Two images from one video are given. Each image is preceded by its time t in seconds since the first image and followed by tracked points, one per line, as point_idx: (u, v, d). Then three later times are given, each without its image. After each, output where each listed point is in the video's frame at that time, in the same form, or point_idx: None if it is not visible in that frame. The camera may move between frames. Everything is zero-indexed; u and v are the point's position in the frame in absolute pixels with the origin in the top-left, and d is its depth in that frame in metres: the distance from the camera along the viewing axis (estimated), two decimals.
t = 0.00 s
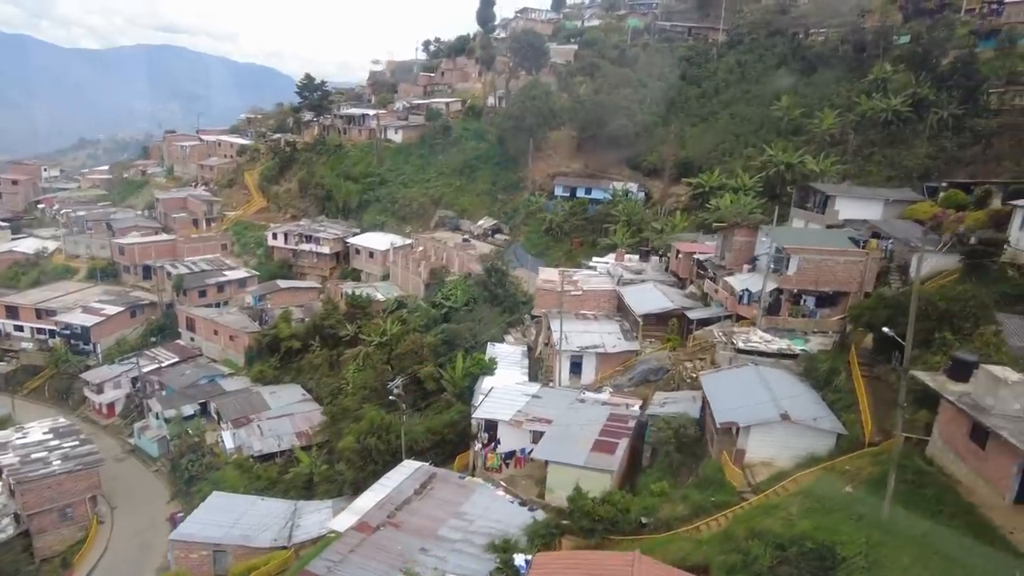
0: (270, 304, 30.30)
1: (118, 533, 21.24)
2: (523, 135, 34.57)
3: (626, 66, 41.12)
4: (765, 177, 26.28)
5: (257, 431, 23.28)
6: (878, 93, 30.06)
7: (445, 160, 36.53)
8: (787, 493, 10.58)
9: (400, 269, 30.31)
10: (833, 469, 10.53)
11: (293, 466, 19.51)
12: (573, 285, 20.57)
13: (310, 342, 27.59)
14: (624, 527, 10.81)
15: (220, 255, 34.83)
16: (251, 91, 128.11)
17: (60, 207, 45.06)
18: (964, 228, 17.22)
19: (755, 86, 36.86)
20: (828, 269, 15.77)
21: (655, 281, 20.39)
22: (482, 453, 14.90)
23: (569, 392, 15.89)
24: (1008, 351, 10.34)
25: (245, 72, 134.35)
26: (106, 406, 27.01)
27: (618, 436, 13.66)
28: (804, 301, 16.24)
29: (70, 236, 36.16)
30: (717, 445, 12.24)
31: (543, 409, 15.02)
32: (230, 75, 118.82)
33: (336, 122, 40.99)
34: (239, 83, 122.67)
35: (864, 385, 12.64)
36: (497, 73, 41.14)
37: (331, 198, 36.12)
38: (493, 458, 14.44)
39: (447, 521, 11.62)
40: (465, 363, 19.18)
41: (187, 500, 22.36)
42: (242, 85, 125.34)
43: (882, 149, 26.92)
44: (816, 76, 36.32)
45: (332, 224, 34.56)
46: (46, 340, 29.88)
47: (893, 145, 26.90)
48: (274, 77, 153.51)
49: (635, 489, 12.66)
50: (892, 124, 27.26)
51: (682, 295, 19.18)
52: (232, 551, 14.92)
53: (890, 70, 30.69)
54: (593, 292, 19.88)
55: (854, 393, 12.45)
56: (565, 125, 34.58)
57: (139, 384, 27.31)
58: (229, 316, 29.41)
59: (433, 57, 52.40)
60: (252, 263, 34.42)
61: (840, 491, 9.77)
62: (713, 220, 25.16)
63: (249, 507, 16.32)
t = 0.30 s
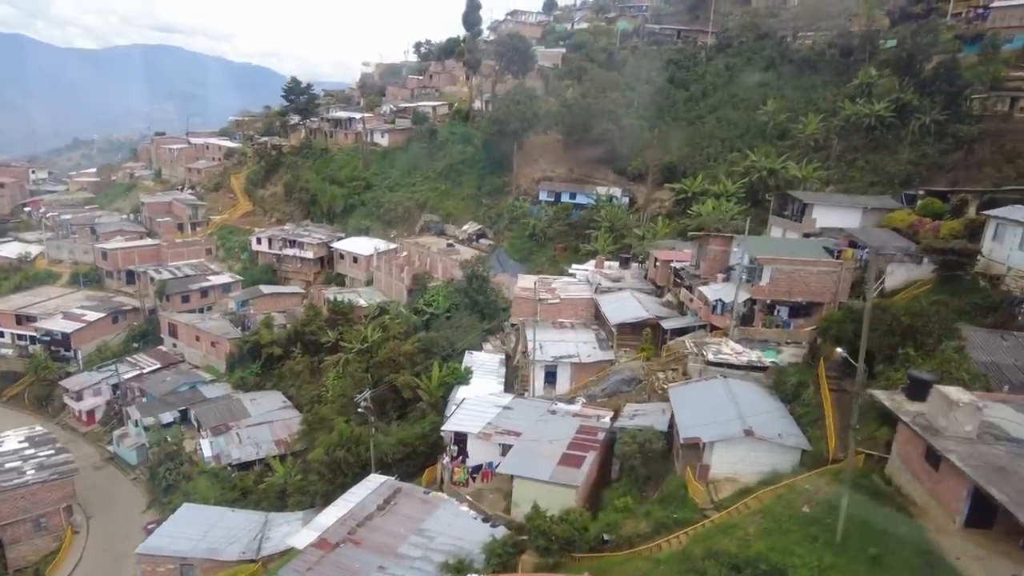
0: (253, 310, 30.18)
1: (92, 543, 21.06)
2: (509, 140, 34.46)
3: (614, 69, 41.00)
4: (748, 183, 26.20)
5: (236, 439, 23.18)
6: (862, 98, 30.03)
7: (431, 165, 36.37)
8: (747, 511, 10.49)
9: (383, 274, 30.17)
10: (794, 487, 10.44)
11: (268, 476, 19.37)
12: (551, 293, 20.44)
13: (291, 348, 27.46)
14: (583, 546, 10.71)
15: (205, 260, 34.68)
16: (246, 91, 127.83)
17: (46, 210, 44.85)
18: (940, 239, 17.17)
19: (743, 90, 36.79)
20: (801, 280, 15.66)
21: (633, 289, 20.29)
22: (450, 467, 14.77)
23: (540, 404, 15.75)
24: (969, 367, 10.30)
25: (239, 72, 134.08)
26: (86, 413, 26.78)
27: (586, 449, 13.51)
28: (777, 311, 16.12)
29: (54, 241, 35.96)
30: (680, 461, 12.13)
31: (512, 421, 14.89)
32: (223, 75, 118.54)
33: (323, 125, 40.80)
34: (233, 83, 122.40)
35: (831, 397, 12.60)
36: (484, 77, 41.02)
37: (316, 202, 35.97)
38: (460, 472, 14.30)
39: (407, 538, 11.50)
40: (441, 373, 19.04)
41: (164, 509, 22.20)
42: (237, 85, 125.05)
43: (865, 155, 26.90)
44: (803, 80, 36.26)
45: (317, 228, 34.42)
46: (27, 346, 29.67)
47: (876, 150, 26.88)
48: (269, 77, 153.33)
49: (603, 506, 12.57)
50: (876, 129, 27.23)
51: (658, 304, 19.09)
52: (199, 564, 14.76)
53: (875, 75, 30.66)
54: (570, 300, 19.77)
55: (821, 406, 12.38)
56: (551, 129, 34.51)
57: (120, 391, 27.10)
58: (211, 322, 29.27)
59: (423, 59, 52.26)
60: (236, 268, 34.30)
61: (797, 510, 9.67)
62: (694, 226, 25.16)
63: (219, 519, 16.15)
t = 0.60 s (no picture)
0: (233, 316, 30.06)
1: (63, 555, 20.82)
2: (493, 145, 34.35)
3: (601, 74, 40.90)
4: (728, 189, 26.16)
5: (212, 448, 22.99)
6: (845, 104, 30.03)
7: (415, 169, 36.16)
8: (705, 531, 10.39)
9: (364, 281, 29.98)
10: (752, 507, 10.34)
11: (240, 488, 19.20)
12: (526, 302, 20.34)
13: (270, 355, 27.32)
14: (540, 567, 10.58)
15: (186, 266, 34.46)
16: (238, 91, 127.33)
17: (29, 214, 44.53)
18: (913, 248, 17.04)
19: (728, 94, 36.72)
20: (772, 291, 15.60)
21: (608, 299, 20.20)
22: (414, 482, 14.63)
23: (510, 416, 15.61)
24: (927, 387, 10.19)
25: (232, 73, 133.64)
26: (62, 422, 26.51)
27: (551, 463, 13.36)
28: (749, 322, 16.02)
29: (34, 247, 35.68)
30: (641, 477, 12.00)
31: (479, 435, 14.75)
32: (215, 76, 118.08)
33: (308, 130, 40.56)
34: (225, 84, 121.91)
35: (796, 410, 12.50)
36: (470, 82, 40.90)
37: (299, 208, 35.78)
38: (424, 488, 14.17)
39: (364, 557, 11.37)
40: (414, 383, 18.88)
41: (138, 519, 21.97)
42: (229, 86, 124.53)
43: (846, 162, 26.86)
44: (788, 85, 36.19)
45: (299, 234, 34.25)
46: (3, 354, 29.38)
47: (857, 157, 26.88)
48: (262, 78, 152.86)
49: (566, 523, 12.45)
50: (857, 135, 27.26)
51: (633, 314, 19.00)
52: None
53: (857, 81, 30.67)
54: (545, 310, 19.66)
55: (785, 421, 12.30)
56: (535, 135, 34.45)
57: (96, 399, 26.84)
58: (190, 329, 29.07)
59: (411, 62, 52.07)
60: (218, 274, 34.12)
61: (752, 533, 9.56)
62: (673, 233, 25.08)
63: (186, 533, 15.96)
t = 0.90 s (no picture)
0: (215, 325, 29.91)
1: (35, 568, 20.63)
2: (477, 153, 34.27)
3: (588, 80, 40.81)
4: (710, 198, 26.15)
5: (189, 459, 22.80)
6: (828, 112, 29.97)
7: (400, 176, 35.99)
8: (665, 554, 10.28)
9: (346, 289, 29.81)
10: (712, 530, 10.25)
11: (213, 502, 19.05)
12: (503, 313, 20.18)
13: (250, 365, 27.20)
14: None
15: (169, 273, 34.27)
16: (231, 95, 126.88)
17: (13, 220, 44.23)
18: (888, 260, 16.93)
19: (714, 101, 36.68)
20: (743, 304, 15.50)
21: (585, 310, 20.11)
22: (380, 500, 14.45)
23: (481, 432, 15.48)
24: (888, 407, 10.08)
25: (225, 76, 133.27)
26: (40, 433, 26.26)
27: (517, 481, 13.21)
28: (721, 336, 15.90)
29: (16, 254, 35.45)
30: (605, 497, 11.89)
31: (448, 451, 14.63)
32: (208, 80, 117.66)
33: (293, 136, 40.31)
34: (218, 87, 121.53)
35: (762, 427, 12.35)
36: (457, 88, 40.79)
37: (283, 215, 35.60)
38: (389, 506, 13.98)
39: None
40: (389, 397, 18.77)
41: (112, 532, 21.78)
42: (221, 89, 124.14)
43: (828, 170, 26.80)
44: (774, 91, 36.12)
45: (283, 242, 34.09)
46: None
47: (839, 165, 26.84)
48: (256, 81, 152.38)
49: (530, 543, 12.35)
50: (840, 143, 27.21)
51: (610, 325, 18.87)
52: None
53: (841, 88, 30.64)
54: (522, 321, 19.51)
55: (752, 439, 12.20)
56: (520, 142, 34.39)
57: (75, 409, 26.62)
58: (171, 338, 28.87)
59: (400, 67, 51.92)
60: (201, 282, 33.96)
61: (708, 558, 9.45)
62: (654, 243, 25.01)
63: (153, 549, 15.78)
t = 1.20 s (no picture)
0: (197, 339, 29.73)
1: None
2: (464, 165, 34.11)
3: (577, 91, 40.74)
4: (693, 212, 26.13)
5: (167, 476, 22.56)
6: (814, 125, 29.88)
7: (387, 188, 35.86)
8: None
9: (330, 302, 29.64)
10: (673, 561, 10.08)
11: (187, 522, 18.81)
12: (481, 329, 19.99)
13: (232, 380, 27.07)
14: None
15: (154, 286, 34.13)
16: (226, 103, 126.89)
17: None
18: (865, 278, 16.78)
19: (702, 112, 36.61)
20: (718, 323, 15.38)
21: (564, 326, 19.96)
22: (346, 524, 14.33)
23: (452, 453, 15.32)
24: (851, 435, 9.91)
25: (221, 84, 133.35)
26: (18, 449, 25.82)
27: (484, 505, 13.02)
28: (696, 354, 15.75)
29: None
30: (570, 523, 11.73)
31: (416, 473, 14.49)
32: (204, 88, 117.81)
33: (281, 147, 40.19)
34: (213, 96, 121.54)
35: (731, 451, 12.16)
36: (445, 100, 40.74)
37: (268, 227, 35.45)
38: (354, 531, 13.87)
39: None
40: (365, 415, 18.62)
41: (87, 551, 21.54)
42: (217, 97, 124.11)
43: (812, 183, 26.74)
44: (762, 102, 36.02)
45: (269, 254, 33.96)
46: None
47: (823, 178, 26.77)
48: (253, 89, 152.53)
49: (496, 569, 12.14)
50: (824, 156, 27.13)
51: (588, 342, 18.70)
52: None
53: (827, 100, 30.57)
54: (500, 337, 19.22)
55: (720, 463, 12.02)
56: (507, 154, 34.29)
57: (54, 424, 26.35)
58: (153, 352, 28.64)
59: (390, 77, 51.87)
60: (185, 294, 33.83)
61: None
62: (636, 257, 24.89)
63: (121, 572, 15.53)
